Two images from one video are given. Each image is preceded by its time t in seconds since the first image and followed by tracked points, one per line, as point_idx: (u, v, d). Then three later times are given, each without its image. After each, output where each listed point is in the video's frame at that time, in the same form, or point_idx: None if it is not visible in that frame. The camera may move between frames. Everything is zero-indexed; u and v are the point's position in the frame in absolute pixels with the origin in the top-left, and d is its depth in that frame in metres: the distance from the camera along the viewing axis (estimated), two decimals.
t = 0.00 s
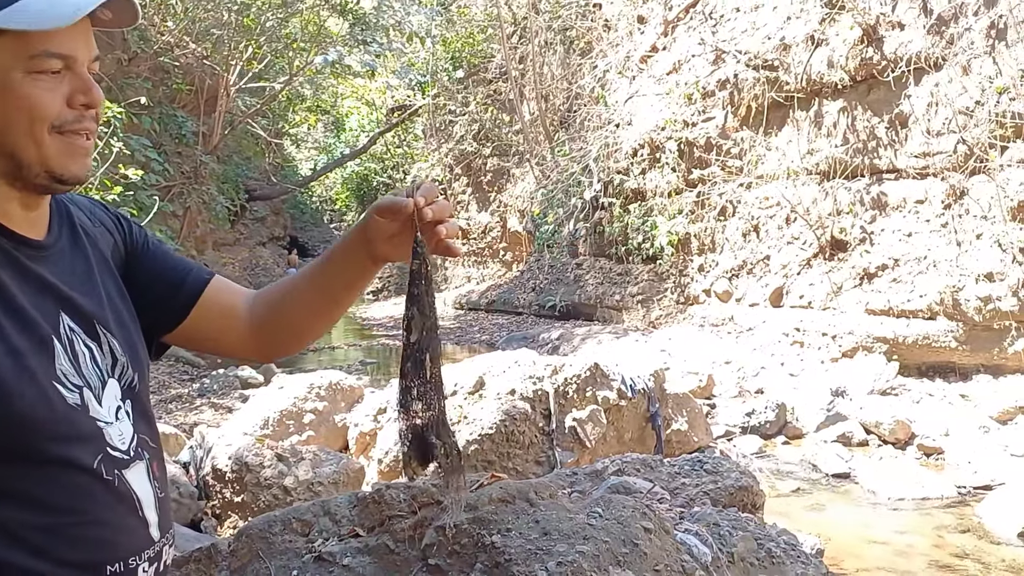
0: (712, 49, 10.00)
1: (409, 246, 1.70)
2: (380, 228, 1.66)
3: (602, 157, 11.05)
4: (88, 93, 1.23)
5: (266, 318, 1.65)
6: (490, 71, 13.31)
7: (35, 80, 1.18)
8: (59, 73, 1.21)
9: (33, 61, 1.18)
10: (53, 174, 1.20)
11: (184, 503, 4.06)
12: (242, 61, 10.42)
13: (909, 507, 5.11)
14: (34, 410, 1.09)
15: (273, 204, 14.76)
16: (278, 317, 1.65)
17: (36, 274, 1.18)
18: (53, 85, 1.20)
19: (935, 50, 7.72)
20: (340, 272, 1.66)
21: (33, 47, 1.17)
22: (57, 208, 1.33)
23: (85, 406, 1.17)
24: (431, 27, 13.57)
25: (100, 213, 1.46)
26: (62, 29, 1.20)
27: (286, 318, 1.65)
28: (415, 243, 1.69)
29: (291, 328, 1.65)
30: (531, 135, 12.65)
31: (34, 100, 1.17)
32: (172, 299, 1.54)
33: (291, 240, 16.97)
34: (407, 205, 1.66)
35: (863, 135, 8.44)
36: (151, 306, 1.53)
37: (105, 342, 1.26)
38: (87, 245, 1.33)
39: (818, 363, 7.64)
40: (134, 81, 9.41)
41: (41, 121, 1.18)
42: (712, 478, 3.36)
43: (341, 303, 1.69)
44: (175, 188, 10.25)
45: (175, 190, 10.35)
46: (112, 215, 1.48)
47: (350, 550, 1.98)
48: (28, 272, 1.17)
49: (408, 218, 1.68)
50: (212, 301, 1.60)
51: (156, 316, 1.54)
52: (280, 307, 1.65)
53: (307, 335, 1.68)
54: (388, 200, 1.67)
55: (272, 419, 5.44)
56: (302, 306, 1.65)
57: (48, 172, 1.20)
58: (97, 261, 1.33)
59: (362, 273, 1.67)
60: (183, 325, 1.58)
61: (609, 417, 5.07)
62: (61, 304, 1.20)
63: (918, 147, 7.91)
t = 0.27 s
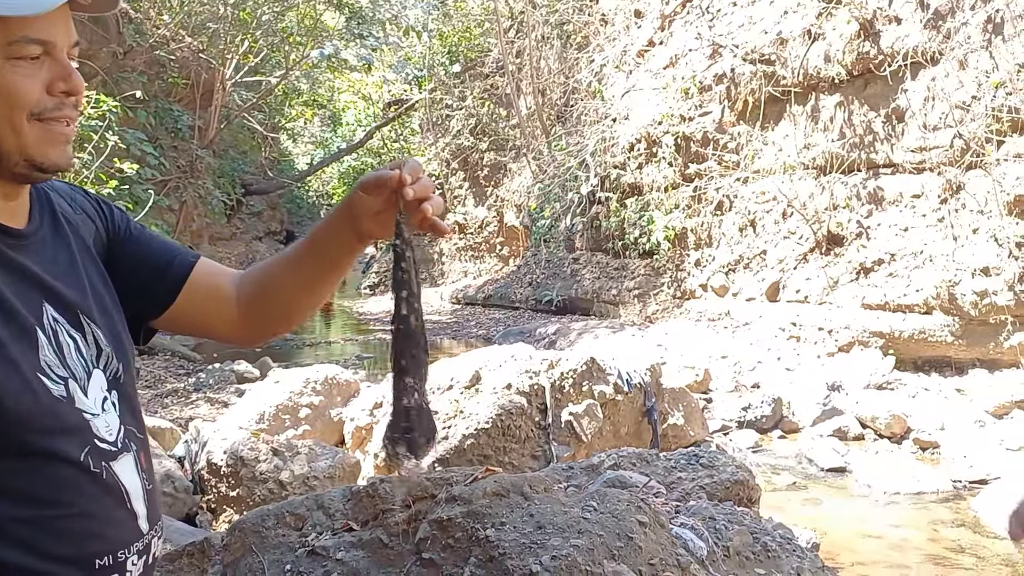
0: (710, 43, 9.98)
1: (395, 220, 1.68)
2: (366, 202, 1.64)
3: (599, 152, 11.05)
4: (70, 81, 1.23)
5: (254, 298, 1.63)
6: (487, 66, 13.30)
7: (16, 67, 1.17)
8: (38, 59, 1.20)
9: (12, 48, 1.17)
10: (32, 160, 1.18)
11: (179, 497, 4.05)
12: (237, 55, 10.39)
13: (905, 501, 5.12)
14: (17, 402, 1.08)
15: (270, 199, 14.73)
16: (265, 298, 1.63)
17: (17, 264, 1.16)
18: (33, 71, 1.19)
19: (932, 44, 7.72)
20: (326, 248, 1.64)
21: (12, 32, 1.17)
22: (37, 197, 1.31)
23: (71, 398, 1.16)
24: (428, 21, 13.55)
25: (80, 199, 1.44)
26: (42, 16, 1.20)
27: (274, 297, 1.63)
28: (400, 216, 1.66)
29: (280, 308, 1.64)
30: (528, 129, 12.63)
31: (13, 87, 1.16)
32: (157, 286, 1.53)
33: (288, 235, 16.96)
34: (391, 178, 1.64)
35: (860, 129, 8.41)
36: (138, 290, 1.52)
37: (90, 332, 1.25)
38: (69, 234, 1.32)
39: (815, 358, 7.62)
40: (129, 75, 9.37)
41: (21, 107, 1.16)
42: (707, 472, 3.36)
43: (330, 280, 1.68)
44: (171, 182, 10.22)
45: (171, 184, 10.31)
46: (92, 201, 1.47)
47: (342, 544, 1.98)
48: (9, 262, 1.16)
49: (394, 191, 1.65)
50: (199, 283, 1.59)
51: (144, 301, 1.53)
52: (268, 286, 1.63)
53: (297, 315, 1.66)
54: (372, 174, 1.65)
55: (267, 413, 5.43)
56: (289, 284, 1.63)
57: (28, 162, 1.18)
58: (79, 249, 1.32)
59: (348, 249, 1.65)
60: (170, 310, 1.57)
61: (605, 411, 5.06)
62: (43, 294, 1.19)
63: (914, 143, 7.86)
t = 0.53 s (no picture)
0: (707, 39, 9.97)
1: (385, 216, 1.68)
2: (354, 196, 1.64)
3: (596, 148, 11.05)
4: (52, 68, 1.21)
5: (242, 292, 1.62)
6: (484, 62, 13.29)
7: None
8: (20, 46, 1.19)
9: None
10: (15, 148, 1.17)
11: (175, 493, 4.04)
12: (234, 50, 10.36)
13: (901, 497, 5.12)
14: (9, 391, 1.07)
15: (266, 194, 14.71)
16: (252, 293, 1.62)
17: (6, 254, 1.15)
18: (15, 59, 1.18)
19: (929, 41, 7.71)
20: (315, 242, 1.64)
21: None
22: (23, 187, 1.30)
23: (64, 388, 1.15)
24: (425, 16, 13.53)
25: (66, 190, 1.44)
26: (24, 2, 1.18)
27: (263, 292, 1.62)
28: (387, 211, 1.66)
29: (268, 302, 1.62)
30: (525, 125, 12.57)
31: None
32: (144, 279, 1.52)
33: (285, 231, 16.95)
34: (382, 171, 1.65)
35: (857, 126, 8.42)
36: (124, 283, 1.51)
37: (80, 322, 1.24)
38: (56, 224, 1.31)
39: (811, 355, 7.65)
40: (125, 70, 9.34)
41: (6, 95, 1.15)
42: (704, 469, 3.35)
43: (319, 275, 1.67)
44: (167, 178, 10.21)
45: (167, 179, 10.28)
46: (78, 193, 1.46)
47: (336, 539, 1.97)
48: None
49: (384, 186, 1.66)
50: (186, 277, 1.58)
51: (131, 293, 1.52)
52: (256, 280, 1.62)
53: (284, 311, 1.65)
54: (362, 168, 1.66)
55: (263, 409, 5.42)
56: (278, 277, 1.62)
57: (12, 151, 1.17)
58: (67, 240, 1.31)
59: (337, 243, 1.65)
60: (157, 304, 1.56)
61: (602, 408, 5.04)
62: (33, 284, 1.18)
63: (911, 139, 7.89)
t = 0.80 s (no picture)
0: (704, 36, 9.97)
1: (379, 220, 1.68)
2: (347, 197, 1.66)
3: (594, 145, 11.06)
4: (36, 58, 1.22)
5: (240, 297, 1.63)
6: (482, 59, 13.29)
7: None
8: None
9: None
10: (1, 139, 1.16)
11: (173, 489, 4.03)
12: (231, 47, 10.34)
13: (897, 494, 5.14)
14: (15, 384, 1.07)
15: (264, 191, 14.69)
16: (250, 299, 1.62)
17: (11, 246, 1.15)
18: None
19: (927, 38, 7.71)
20: (312, 246, 1.65)
21: None
22: (27, 181, 1.30)
23: (69, 380, 1.15)
24: (422, 13, 13.52)
25: (71, 186, 1.43)
26: None
27: (261, 295, 1.63)
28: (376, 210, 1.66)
29: (265, 307, 1.63)
30: (523, 122, 12.63)
31: None
32: (146, 278, 1.52)
33: (282, 228, 16.95)
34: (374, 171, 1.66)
35: (854, 123, 8.43)
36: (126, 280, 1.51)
37: (84, 315, 1.24)
38: (61, 219, 1.30)
39: (808, 353, 7.69)
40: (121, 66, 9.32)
41: None
42: (701, 466, 3.36)
43: (319, 281, 1.68)
44: (164, 174, 10.19)
45: (164, 176, 10.26)
46: (82, 190, 1.45)
47: (334, 535, 1.98)
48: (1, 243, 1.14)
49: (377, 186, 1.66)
50: (186, 280, 1.58)
51: (134, 291, 1.52)
52: (254, 283, 1.63)
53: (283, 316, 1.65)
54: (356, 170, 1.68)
55: (261, 406, 5.42)
56: (276, 281, 1.63)
57: None
58: (71, 235, 1.31)
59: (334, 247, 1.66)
60: (158, 303, 1.56)
61: (600, 405, 5.03)
62: (38, 277, 1.18)
63: (908, 136, 7.91)
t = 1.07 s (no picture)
0: (694, 34, 9.99)
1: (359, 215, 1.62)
2: (332, 197, 1.62)
3: (584, 142, 11.09)
4: (30, 53, 1.21)
5: (230, 302, 1.62)
6: (472, 56, 13.31)
7: None
8: None
9: None
10: None
11: (162, 487, 4.00)
12: (220, 43, 10.31)
13: (885, 490, 5.17)
14: (5, 380, 1.06)
15: (253, 187, 14.65)
16: (239, 303, 1.61)
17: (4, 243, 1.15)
18: None
19: (915, 36, 7.75)
20: (299, 248, 1.63)
21: None
22: (23, 177, 1.29)
23: (60, 377, 1.15)
24: (411, 10, 13.53)
25: (69, 183, 1.42)
26: None
27: (250, 300, 1.61)
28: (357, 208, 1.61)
29: (256, 310, 1.61)
30: (513, 120, 12.66)
31: None
32: (139, 280, 1.51)
33: (271, 224, 16.90)
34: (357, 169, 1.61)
35: (842, 121, 8.46)
36: (120, 280, 1.49)
37: (77, 312, 1.23)
38: (57, 215, 1.30)
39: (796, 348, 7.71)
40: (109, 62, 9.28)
41: None
42: (690, 462, 3.37)
43: (306, 286, 1.65)
44: (153, 171, 10.15)
45: (152, 172, 10.22)
46: (80, 187, 1.44)
47: (324, 531, 1.97)
48: None
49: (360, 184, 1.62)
50: (177, 283, 1.58)
51: (127, 293, 1.51)
52: (242, 288, 1.61)
53: (274, 321, 1.63)
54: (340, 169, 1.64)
55: (250, 403, 5.40)
56: (264, 286, 1.61)
57: None
58: (67, 231, 1.30)
59: (322, 250, 1.63)
60: (151, 305, 1.55)
61: (590, 401, 5.05)
62: (31, 273, 1.17)
63: (896, 134, 7.95)
